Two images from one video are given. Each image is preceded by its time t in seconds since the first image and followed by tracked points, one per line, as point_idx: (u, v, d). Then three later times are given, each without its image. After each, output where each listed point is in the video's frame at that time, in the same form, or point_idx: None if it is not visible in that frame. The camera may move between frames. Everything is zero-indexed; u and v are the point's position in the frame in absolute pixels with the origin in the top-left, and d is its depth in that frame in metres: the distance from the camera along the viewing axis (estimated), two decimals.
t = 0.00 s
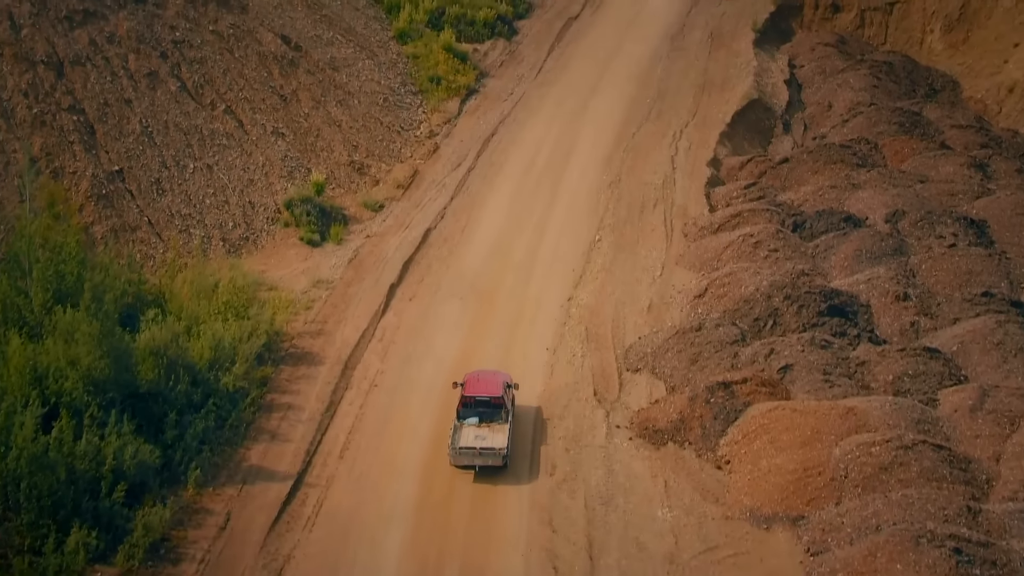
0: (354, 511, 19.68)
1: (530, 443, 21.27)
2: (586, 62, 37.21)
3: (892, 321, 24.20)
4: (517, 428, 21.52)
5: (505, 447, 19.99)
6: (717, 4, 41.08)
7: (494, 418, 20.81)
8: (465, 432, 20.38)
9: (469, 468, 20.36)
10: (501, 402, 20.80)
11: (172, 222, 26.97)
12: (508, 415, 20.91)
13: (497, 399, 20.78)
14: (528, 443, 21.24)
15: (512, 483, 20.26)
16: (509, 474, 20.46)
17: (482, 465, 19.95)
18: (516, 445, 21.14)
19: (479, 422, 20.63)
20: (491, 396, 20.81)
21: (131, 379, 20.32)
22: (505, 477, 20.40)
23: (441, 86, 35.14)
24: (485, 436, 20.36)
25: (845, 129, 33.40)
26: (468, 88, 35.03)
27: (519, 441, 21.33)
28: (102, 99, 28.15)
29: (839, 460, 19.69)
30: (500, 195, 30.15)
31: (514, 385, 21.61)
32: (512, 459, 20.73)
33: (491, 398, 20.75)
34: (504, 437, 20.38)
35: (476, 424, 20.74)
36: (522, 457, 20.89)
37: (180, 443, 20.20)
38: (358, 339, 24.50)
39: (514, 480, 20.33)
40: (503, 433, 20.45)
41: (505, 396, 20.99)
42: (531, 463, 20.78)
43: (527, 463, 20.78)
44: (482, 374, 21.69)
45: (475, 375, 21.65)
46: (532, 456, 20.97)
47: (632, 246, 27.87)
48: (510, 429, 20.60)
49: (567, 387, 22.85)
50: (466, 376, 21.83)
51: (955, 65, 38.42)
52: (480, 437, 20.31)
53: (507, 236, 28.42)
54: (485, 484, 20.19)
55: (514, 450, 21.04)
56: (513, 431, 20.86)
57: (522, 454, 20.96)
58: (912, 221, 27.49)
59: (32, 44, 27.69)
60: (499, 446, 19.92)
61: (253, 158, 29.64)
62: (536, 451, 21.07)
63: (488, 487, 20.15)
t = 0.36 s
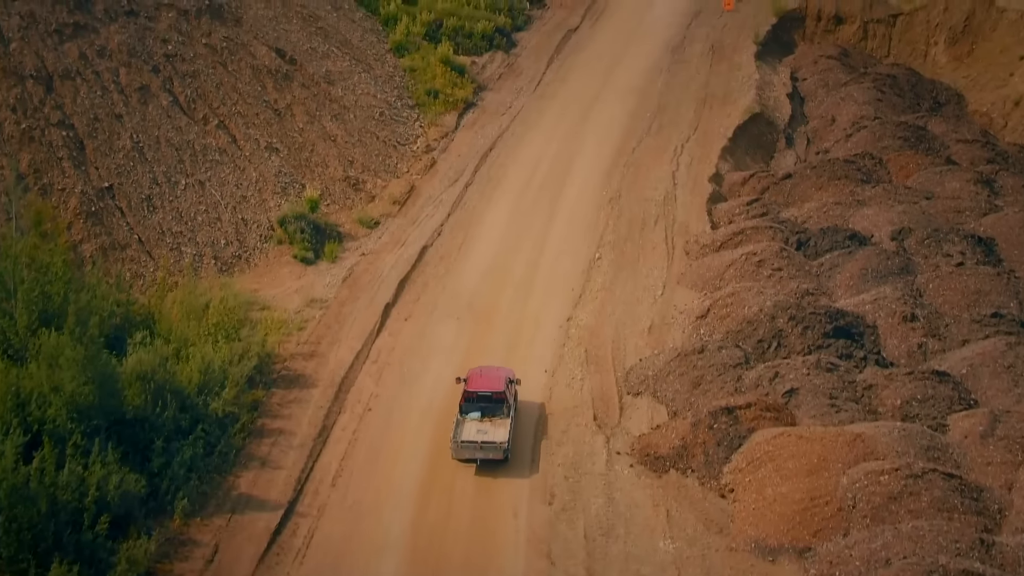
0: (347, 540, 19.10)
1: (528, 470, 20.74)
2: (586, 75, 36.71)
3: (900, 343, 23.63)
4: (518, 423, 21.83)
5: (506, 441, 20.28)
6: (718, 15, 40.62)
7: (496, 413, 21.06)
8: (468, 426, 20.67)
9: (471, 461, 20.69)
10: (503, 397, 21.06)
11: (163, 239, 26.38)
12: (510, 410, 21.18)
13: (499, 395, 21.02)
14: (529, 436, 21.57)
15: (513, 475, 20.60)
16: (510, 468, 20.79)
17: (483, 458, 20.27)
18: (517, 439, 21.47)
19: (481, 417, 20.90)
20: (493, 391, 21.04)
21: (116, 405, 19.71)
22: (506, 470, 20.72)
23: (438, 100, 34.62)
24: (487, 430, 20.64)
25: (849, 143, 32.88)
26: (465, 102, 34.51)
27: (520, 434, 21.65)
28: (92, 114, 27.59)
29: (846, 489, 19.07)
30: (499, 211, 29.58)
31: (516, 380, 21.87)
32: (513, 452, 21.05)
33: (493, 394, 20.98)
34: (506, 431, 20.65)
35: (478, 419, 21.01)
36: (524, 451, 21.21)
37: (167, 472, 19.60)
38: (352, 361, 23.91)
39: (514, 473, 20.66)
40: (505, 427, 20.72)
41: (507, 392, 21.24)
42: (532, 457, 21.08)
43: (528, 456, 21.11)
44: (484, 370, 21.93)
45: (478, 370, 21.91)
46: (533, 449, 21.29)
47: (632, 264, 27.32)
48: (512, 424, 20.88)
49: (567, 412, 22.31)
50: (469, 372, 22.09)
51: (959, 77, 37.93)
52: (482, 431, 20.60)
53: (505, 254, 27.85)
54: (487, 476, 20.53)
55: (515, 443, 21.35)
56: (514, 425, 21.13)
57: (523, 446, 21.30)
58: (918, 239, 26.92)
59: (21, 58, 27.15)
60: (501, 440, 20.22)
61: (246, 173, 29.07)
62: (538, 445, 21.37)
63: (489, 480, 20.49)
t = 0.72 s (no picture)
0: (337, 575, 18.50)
1: (525, 501, 20.15)
2: (585, 89, 36.19)
3: (907, 366, 23.01)
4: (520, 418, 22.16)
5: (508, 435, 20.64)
6: (718, 28, 40.12)
7: (499, 408, 21.45)
8: (470, 422, 21.07)
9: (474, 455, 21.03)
10: (505, 393, 21.43)
11: (153, 258, 25.77)
12: (512, 406, 21.55)
13: (501, 390, 21.40)
14: (533, 431, 21.90)
15: (515, 470, 20.90)
16: (512, 462, 21.11)
17: (485, 453, 20.61)
18: (520, 435, 21.78)
19: (484, 412, 21.32)
20: (496, 387, 21.44)
21: (100, 433, 19.08)
22: (508, 464, 21.03)
23: (435, 115, 34.09)
24: (489, 425, 21.02)
25: (852, 159, 32.32)
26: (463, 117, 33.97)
27: (524, 429, 21.99)
28: (81, 130, 27.01)
29: (854, 521, 18.33)
30: (496, 229, 29.00)
31: (519, 377, 22.27)
32: (515, 448, 21.37)
33: (495, 389, 21.38)
34: (508, 426, 21.01)
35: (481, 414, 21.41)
36: (526, 446, 21.51)
37: (152, 503, 18.95)
38: (345, 385, 23.29)
39: (516, 467, 20.98)
40: (507, 422, 21.09)
41: (509, 387, 21.62)
42: (534, 452, 21.39)
43: (531, 452, 21.41)
44: (488, 366, 22.35)
45: (481, 367, 22.33)
46: (536, 445, 21.57)
47: (633, 284, 26.73)
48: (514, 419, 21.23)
49: (566, 440, 21.69)
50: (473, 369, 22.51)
51: (964, 91, 37.40)
52: (485, 426, 20.99)
53: (502, 273, 27.26)
54: (489, 471, 20.85)
55: (518, 439, 21.67)
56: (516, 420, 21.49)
57: (526, 441, 21.63)
58: (925, 258, 26.31)
59: (8, 75, 26.62)
60: (502, 434, 20.58)
61: (238, 191, 28.47)
62: (539, 452, 21.37)
63: (491, 474, 20.80)
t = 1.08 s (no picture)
0: None
1: (521, 533, 19.54)
2: (583, 104, 35.65)
3: (915, 392, 22.36)
4: (523, 415, 22.40)
5: (510, 432, 20.83)
6: (719, 42, 39.59)
7: (502, 405, 21.63)
8: (473, 418, 21.26)
9: (476, 451, 21.24)
10: (508, 390, 21.60)
11: (141, 279, 25.14)
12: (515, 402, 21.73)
13: (504, 387, 21.57)
14: (536, 428, 22.11)
15: (517, 466, 21.14)
16: (514, 458, 21.34)
17: (487, 449, 20.85)
18: (523, 432, 22.01)
19: (486, 409, 21.50)
20: (499, 384, 21.59)
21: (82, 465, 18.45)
22: (510, 460, 21.27)
23: (431, 130, 33.51)
24: (492, 422, 21.20)
25: (856, 176, 31.75)
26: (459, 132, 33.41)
27: (526, 425, 22.23)
28: (68, 148, 26.42)
29: (862, 557, 17.67)
30: (493, 249, 28.40)
31: (522, 374, 22.45)
32: (518, 444, 21.59)
33: (498, 386, 21.54)
34: (510, 422, 21.20)
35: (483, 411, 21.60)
36: (528, 443, 21.74)
37: (135, 537, 18.33)
38: (337, 411, 22.67)
39: (518, 463, 21.21)
40: (509, 419, 21.27)
41: (512, 384, 21.78)
42: (536, 449, 21.61)
43: (533, 448, 21.63)
44: (491, 364, 22.52)
45: (485, 364, 22.50)
46: (539, 442, 21.80)
47: (632, 305, 26.13)
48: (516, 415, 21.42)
49: (563, 469, 21.06)
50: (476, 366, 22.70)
51: (968, 106, 36.83)
52: (487, 422, 21.17)
53: (499, 294, 26.64)
54: (491, 467, 21.08)
55: (521, 435, 21.92)
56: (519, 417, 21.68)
57: (528, 437, 21.87)
58: (931, 278, 25.70)
59: None
60: (504, 431, 20.78)
61: (229, 209, 27.86)
62: (536, 481, 20.76)
63: (493, 470, 21.04)
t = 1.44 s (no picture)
0: None
1: (516, 568, 18.92)
2: (581, 120, 35.08)
3: (923, 421, 21.70)
4: (526, 412, 22.59)
5: (512, 430, 20.99)
6: (719, 56, 39.09)
7: (504, 403, 21.78)
8: (476, 416, 21.43)
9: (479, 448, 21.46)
10: (510, 388, 21.73)
11: (127, 302, 24.49)
12: (518, 400, 21.85)
13: (507, 385, 21.70)
14: (534, 448, 21.72)
15: (519, 462, 21.36)
16: (516, 455, 21.55)
17: (489, 446, 21.07)
18: (526, 428, 22.22)
19: (489, 406, 21.62)
20: (501, 382, 21.72)
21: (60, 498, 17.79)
22: (512, 457, 21.49)
23: (426, 147, 32.93)
24: (494, 419, 21.37)
25: (859, 194, 31.15)
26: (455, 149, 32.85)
27: (530, 421, 22.44)
28: (54, 167, 25.79)
29: None
30: (489, 269, 27.77)
31: (525, 372, 22.58)
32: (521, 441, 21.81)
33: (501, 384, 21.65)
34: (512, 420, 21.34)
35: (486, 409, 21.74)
36: (531, 440, 21.95)
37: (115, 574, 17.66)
38: (328, 439, 22.01)
39: (521, 460, 21.44)
40: (512, 416, 21.42)
41: (514, 383, 21.91)
42: (538, 446, 21.79)
43: (536, 444, 21.85)
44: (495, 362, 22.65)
45: (488, 363, 22.66)
46: (542, 439, 21.99)
47: (631, 328, 25.49)
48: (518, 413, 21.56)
49: (560, 501, 20.39)
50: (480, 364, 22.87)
51: (973, 122, 36.27)
52: (490, 420, 21.34)
53: (495, 316, 26.00)
54: (494, 463, 21.31)
55: (524, 432, 22.13)
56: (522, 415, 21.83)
57: (531, 435, 22.06)
58: (937, 301, 25.09)
59: None
60: (506, 428, 20.97)
61: (219, 229, 27.24)
62: (532, 514, 20.11)
63: (495, 466, 21.27)
